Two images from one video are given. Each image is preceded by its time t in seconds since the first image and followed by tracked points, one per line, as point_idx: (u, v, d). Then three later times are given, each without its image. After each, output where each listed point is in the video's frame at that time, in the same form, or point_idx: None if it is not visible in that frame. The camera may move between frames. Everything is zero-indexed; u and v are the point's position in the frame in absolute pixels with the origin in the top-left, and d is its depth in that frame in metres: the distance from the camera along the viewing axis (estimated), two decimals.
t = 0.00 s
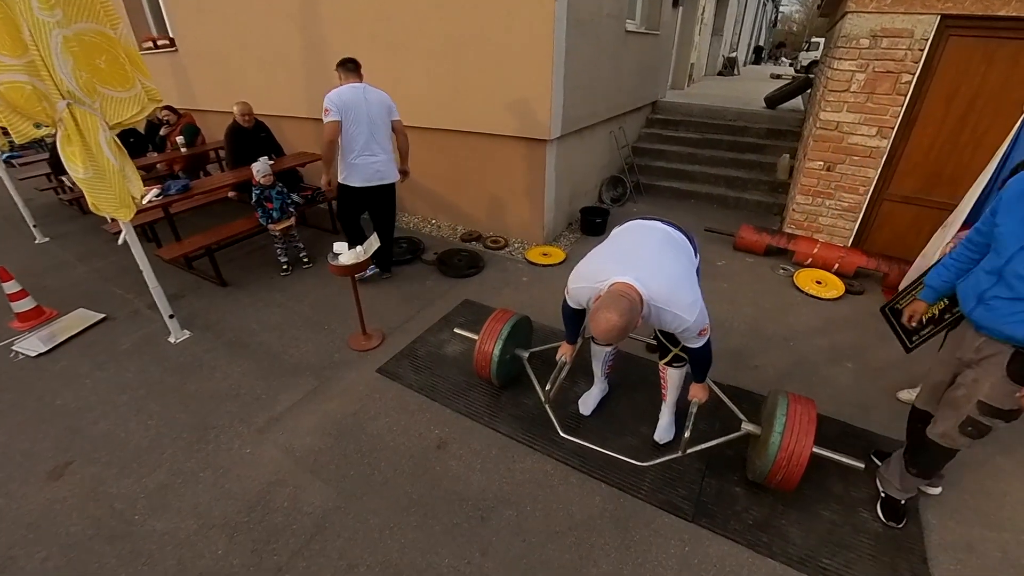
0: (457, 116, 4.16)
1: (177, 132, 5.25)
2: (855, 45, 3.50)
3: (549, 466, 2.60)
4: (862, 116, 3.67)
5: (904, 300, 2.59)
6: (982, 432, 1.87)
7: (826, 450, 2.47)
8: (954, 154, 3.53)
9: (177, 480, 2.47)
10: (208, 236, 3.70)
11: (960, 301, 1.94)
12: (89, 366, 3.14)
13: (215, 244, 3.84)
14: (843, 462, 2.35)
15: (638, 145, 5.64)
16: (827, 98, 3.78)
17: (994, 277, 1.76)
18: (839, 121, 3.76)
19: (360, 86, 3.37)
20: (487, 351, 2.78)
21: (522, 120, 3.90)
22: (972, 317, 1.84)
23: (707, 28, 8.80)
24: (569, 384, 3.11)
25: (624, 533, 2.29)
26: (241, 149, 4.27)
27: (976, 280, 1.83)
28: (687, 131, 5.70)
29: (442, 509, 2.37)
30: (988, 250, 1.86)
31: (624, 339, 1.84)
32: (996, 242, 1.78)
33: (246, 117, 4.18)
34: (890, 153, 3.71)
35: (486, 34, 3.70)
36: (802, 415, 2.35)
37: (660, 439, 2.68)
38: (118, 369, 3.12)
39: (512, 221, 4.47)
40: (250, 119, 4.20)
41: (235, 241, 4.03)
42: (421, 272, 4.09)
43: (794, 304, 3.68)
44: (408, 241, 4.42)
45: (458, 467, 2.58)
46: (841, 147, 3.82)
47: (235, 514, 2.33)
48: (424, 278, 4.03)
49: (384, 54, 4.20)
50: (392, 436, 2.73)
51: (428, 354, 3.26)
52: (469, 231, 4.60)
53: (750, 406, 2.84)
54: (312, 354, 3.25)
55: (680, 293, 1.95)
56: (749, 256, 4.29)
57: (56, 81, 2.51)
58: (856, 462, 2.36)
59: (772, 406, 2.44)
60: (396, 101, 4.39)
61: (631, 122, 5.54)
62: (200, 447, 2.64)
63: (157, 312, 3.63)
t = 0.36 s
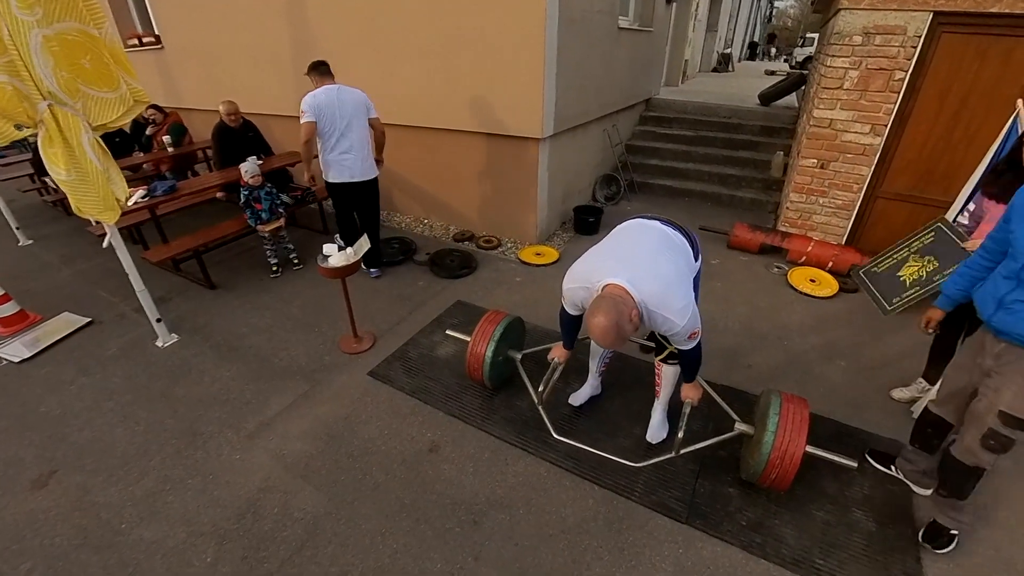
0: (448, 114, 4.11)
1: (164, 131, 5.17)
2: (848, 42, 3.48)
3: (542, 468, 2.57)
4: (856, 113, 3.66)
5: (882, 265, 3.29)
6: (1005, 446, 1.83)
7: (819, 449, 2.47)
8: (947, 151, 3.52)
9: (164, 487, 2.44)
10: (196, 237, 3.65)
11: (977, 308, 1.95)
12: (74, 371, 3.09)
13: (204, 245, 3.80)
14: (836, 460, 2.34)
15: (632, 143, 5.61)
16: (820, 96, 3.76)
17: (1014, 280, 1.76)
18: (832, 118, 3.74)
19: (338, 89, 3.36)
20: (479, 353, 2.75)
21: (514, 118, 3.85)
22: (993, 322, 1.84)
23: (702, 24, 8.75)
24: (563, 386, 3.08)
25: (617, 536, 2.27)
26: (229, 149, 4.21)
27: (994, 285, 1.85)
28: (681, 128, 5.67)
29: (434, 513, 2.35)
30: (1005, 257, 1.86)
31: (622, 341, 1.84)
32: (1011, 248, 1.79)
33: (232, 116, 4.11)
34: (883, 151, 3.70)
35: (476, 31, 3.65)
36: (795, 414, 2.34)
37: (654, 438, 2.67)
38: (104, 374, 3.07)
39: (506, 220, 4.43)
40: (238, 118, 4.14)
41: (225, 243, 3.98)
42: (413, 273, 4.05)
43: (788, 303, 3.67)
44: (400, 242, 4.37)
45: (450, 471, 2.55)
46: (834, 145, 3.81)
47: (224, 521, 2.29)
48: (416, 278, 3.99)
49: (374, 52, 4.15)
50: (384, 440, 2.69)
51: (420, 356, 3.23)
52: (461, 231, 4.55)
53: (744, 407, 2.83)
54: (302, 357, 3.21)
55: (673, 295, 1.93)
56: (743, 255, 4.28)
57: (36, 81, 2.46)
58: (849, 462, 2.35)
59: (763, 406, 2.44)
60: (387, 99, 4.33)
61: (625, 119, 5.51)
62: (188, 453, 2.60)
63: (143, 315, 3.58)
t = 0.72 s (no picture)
0: (439, 112, 4.05)
1: (150, 130, 5.08)
2: (842, 39, 3.45)
3: (535, 472, 2.54)
4: (850, 110, 3.62)
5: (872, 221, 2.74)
6: None
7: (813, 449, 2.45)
8: (941, 147, 3.49)
9: (149, 495, 2.39)
10: (184, 238, 3.59)
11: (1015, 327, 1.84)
12: (58, 377, 3.03)
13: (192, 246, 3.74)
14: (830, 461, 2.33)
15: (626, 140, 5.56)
16: (814, 93, 3.72)
17: None
18: (826, 116, 3.71)
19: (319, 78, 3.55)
20: (470, 356, 2.71)
21: (506, 116, 3.80)
22: None
23: (696, 19, 8.69)
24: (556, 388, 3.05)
25: (611, 541, 2.24)
26: (216, 149, 4.14)
27: None
28: (675, 125, 5.63)
29: (426, 519, 2.31)
30: None
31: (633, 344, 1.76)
32: None
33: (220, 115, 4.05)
34: (878, 147, 3.67)
35: (466, 27, 3.59)
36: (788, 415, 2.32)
37: (647, 440, 2.64)
38: (89, 380, 3.01)
39: (499, 219, 4.38)
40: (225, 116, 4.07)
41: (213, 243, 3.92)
42: (405, 273, 4.00)
43: (782, 302, 3.65)
44: (391, 242, 4.31)
45: (441, 476, 2.51)
46: (829, 142, 3.78)
47: (211, 530, 2.25)
48: (408, 279, 3.94)
49: (363, 49, 4.08)
50: (374, 445, 2.65)
51: (411, 359, 3.19)
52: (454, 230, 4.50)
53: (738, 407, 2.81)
54: (291, 361, 3.16)
55: (677, 297, 1.90)
56: (737, 253, 4.26)
57: (13, 81, 2.38)
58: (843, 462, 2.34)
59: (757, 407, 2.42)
60: (376, 96, 4.26)
61: (619, 117, 5.46)
62: (174, 460, 2.56)
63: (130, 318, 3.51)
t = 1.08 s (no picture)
0: (432, 109, 4.00)
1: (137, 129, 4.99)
2: (838, 34, 3.43)
3: (531, 472, 2.51)
4: (846, 105, 3.61)
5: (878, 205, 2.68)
6: None
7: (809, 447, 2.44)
8: (937, 142, 3.48)
9: (138, 500, 2.35)
10: (171, 239, 3.52)
11: None
12: (45, 381, 2.97)
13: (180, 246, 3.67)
14: (827, 458, 2.32)
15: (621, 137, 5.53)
16: (809, 88, 3.70)
17: None
18: (821, 111, 3.69)
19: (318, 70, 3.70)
20: (465, 355, 2.68)
21: (499, 112, 3.76)
22: None
23: (691, 14, 8.67)
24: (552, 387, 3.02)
25: (607, 540, 2.22)
26: (205, 147, 4.08)
27: None
28: (670, 121, 5.60)
29: (421, 521, 2.28)
30: None
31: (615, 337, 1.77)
32: None
33: (207, 111, 3.97)
34: (874, 142, 3.66)
35: (460, 21, 3.55)
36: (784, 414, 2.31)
37: (644, 438, 2.62)
38: (76, 383, 2.96)
39: (493, 218, 4.34)
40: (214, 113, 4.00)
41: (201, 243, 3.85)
42: (399, 272, 3.96)
43: (778, 299, 3.64)
44: (384, 241, 4.27)
45: (435, 477, 2.48)
46: (824, 138, 3.77)
47: (202, 535, 2.21)
48: (401, 278, 3.90)
49: (354, 45, 4.03)
50: (368, 447, 2.62)
51: (405, 359, 3.15)
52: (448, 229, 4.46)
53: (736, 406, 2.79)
54: (283, 362, 3.11)
55: (665, 289, 1.89)
56: (732, 249, 4.25)
57: None
58: (839, 459, 2.33)
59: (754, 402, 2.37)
60: (368, 92, 4.20)
61: (613, 113, 5.43)
62: (164, 465, 2.51)
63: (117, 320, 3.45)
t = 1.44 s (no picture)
0: (426, 106, 3.96)
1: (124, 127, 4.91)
2: (832, 30, 3.42)
3: (528, 471, 2.50)
4: (840, 101, 3.61)
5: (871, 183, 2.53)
6: None
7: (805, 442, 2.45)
8: (932, 137, 3.50)
9: (130, 504, 2.31)
10: (160, 239, 3.47)
11: None
12: (33, 384, 2.92)
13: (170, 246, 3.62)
14: (823, 454, 2.32)
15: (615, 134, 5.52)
16: (803, 84, 3.70)
17: None
18: (816, 107, 3.69)
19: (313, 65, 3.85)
20: (461, 354, 2.66)
21: (494, 109, 3.73)
22: None
23: (685, 10, 8.65)
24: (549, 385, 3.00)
25: (605, 538, 2.21)
26: (194, 146, 4.02)
27: None
28: (665, 118, 5.60)
29: (418, 522, 2.26)
30: None
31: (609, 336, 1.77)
32: None
33: (196, 109, 3.90)
34: (870, 137, 3.67)
35: (454, 17, 3.51)
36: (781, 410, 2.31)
37: (641, 436, 2.61)
38: (65, 386, 2.91)
39: (487, 215, 4.31)
40: (203, 110, 3.94)
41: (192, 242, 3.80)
42: (393, 271, 3.92)
43: (773, 295, 3.64)
44: (378, 240, 4.23)
45: (432, 477, 2.46)
46: (819, 134, 3.77)
47: (196, 539, 2.17)
48: (396, 277, 3.87)
49: (346, 41, 3.98)
50: (364, 447, 2.59)
51: (401, 358, 3.12)
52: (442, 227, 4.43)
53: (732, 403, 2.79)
54: (276, 363, 3.07)
55: (658, 288, 1.88)
56: (728, 246, 4.25)
57: None
58: (835, 454, 2.33)
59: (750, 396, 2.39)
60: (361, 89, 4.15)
61: (608, 109, 5.41)
62: (156, 468, 2.47)
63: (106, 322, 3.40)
